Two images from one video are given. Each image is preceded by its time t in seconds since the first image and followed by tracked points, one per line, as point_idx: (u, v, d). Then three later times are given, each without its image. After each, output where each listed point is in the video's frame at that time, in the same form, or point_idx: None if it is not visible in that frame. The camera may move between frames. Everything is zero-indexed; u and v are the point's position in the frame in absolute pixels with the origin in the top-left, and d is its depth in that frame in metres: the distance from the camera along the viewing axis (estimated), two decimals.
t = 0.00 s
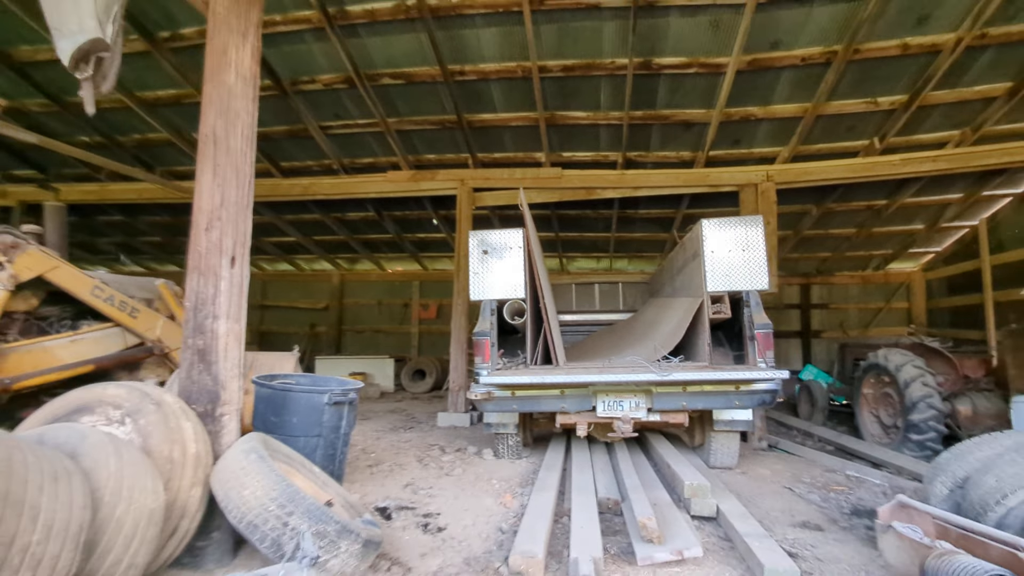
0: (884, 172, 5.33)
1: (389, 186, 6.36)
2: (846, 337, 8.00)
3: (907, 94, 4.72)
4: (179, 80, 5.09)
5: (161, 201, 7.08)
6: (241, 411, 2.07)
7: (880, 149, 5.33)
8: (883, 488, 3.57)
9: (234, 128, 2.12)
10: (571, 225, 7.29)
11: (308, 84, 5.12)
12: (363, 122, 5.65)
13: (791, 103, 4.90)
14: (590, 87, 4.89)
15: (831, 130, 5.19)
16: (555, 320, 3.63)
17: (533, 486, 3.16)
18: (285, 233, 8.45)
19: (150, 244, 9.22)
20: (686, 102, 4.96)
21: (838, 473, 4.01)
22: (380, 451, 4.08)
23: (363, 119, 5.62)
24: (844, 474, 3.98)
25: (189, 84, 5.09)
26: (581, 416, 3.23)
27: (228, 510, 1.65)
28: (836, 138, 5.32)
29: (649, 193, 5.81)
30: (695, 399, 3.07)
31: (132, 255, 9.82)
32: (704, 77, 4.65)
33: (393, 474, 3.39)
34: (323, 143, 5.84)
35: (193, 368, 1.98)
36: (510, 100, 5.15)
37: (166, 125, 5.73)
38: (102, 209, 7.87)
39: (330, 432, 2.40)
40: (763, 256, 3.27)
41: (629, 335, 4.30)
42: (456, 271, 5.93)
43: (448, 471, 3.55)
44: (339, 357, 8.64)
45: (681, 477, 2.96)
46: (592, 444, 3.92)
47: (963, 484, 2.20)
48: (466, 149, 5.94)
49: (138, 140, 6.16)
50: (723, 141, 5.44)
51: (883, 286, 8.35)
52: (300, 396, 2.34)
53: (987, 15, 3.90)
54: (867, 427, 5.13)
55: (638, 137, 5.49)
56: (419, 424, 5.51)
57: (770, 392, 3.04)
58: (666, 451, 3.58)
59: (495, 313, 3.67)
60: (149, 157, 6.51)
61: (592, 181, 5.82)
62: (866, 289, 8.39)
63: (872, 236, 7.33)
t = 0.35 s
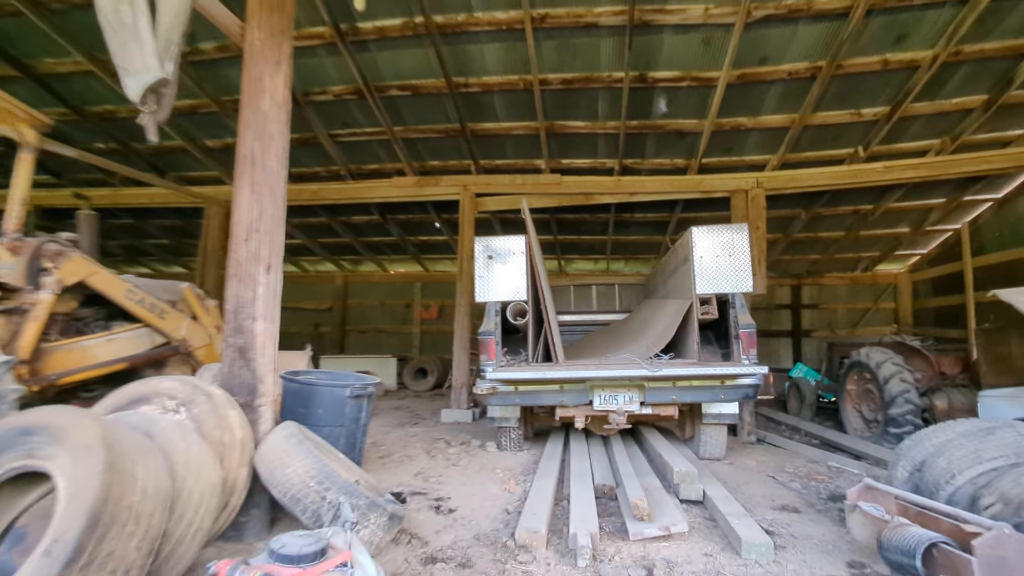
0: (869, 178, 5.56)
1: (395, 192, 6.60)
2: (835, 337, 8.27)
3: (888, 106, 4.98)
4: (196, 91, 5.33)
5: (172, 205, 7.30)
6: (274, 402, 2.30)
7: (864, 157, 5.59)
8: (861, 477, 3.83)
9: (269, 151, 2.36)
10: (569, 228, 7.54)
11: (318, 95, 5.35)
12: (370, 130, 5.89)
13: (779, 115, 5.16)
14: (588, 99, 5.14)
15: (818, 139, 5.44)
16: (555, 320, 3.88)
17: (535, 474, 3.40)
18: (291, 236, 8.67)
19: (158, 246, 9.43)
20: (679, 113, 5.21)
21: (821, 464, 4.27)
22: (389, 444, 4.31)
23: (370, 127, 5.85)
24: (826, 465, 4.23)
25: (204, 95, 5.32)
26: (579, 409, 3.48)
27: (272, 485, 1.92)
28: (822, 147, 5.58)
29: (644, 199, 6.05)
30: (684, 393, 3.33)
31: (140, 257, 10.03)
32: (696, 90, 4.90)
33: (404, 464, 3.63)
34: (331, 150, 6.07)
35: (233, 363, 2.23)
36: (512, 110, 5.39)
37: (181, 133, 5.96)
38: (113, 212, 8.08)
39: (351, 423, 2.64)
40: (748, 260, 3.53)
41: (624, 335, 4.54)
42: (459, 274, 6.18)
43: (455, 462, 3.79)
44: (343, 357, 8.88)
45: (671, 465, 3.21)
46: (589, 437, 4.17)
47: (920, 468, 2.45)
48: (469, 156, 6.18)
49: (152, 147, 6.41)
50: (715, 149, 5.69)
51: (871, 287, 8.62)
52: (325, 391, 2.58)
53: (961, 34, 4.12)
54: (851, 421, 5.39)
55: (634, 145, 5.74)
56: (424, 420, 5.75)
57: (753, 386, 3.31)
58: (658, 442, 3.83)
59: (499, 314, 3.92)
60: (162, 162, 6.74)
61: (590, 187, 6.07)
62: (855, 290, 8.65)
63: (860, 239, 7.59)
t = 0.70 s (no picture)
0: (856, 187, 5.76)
1: (400, 198, 6.86)
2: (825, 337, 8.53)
3: (870, 118, 5.25)
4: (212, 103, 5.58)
5: (184, 210, 7.53)
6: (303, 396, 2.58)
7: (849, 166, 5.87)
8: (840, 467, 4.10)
9: (299, 171, 2.64)
10: (568, 232, 7.80)
11: (329, 107, 5.60)
12: (378, 139, 6.14)
13: (767, 126, 5.42)
14: (585, 111, 5.41)
15: (805, 148, 5.71)
16: (555, 321, 4.15)
17: (536, 464, 3.66)
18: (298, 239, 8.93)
19: (168, 249, 9.66)
20: (672, 124, 5.48)
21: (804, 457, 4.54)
22: (398, 438, 4.58)
23: (377, 136, 6.11)
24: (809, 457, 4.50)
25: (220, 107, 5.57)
26: (576, 404, 3.75)
27: (307, 466, 2.21)
28: (809, 156, 5.85)
29: (640, 205, 6.32)
30: (673, 389, 3.59)
31: (150, 259, 10.26)
32: (688, 103, 5.17)
33: (413, 456, 3.90)
34: (340, 158, 6.33)
35: (268, 360, 2.50)
36: (513, 121, 5.66)
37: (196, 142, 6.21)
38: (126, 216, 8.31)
39: (370, 415, 2.92)
40: (734, 266, 3.81)
41: (619, 335, 4.81)
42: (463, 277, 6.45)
43: (461, 454, 4.06)
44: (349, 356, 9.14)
45: (661, 455, 3.48)
46: (586, 432, 4.44)
47: (881, 455, 2.74)
48: (472, 164, 6.44)
49: (167, 154, 6.64)
50: (707, 157, 5.96)
51: (861, 289, 8.88)
52: (346, 386, 2.87)
53: (933, 53, 4.40)
54: (836, 417, 5.67)
55: (629, 154, 6.01)
56: (428, 417, 6.01)
57: (737, 383, 3.58)
58: (650, 436, 4.10)
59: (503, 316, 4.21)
60: (176, 169, 6.98)
61: (588, 193, 6.34)
62: (845, 292, 8.91)
63: (849, 242, 7.86)
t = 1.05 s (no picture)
0: (840, 192, 6.06)
1: (403, 202, 7.07)
2: (815, 336, 8.79)
3: (853, 128, 5.49)
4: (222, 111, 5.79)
5: (192, 214, 7.73)
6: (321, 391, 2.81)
7: (834, 172, 6.12)
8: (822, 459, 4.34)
9: (316, 184, 2.87)
10: (565, 235, 8.03)
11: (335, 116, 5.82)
12: (382, 146, 6.36)
13: (755, 135, 5.66)
14: (581, 121, 5.65)
15: (792, 156, 5.96)
16: (552, 322, 4.39)
17: (534, 456, 3.90)
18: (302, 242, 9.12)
19: (174, 251, 9.85)
20: (664, 133, 5.72)
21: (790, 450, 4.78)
22: (403, 433, 4.80)
23: (381, 144, 6.32)
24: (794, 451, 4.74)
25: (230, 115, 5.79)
26: (572, 400, 3.99)
27: (329, 453, 2.44)
28: (796, 163, 6.10)
29: (634, 210, 6.56)
30: (663, 385, 3.83)
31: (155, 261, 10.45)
32: (679, 113, 5.41)
33: (419, 449, 4.12)
34: (345, 164, 6.55)
35: (289, 358, 2.73)
36: (512, 129, 5.89)
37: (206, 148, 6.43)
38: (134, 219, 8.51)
39: (381, 410, 3.15)
40: (720, 269, 4.05)
41: (613, 335, 5.05)
42: (463, 279, 6.68)
43: (464, 447, 4.29)
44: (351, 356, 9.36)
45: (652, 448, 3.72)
46: (582, 427, 4.67)
47: (851, 444, 2.98)
48: (472, 170, 6.68)
49: (177, 160, 6.84)
50: (698, 164, 6.20)
51: (850, 290, 9.12)
52: (358, 382, 3.09)
53: (910, 68, 4.65)
54: (821, 414, 5.91)
55: (624, 161, 6.25)
56: (430, 414, 6.24)
57: (722, 379, 3.82)
58: (643, 430, 4.34)
59: (502, 317, 4.45)
60: (184, 174, 7.18)
61: (584, 199, 6.58)
62: (834, 293, 9.15)
63: (837, 245, 8.11)
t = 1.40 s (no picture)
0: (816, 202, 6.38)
1: (399, 208, 7.32)
2: (796, 339, 9.12)
3: (827, 142, 5.81)
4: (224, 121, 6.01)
5: (192, 218, 7.92)
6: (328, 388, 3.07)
7: (810, 183, 6.44)
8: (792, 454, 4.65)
9: (324, 199, 3.12)
10: (556, 240, 8.31)
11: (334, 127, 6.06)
12: (379, 156, 6.61)
13: (735, 147, 5.97)
14: (570, 133, 5.94)
15: (770, 167, 6.27)
16: (541, 324, 4.67)
17: (524, 451, 4.17)
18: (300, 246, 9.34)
19: (172, 254, 10.01)
20: (649, 145, 6.02)
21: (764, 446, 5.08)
22: (400, 430, 5.05)
23: (378, 153, 6.57)
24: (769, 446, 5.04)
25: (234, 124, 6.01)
26: (560, 398, 4.26)
27: (337, 443, 2.70)
28: (774, 174, 6.41)
29: (621, 217, 6.85)
30: (643, 384, 4.12)
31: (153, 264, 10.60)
32: (663, 127, 5.71)
33: (415, 444, 4.38)
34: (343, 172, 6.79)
35: (299, 357, 3.00)
36: (505, 140, 6.16)
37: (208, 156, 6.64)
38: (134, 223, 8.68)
39: (382, 406, 3.40)
40: (697, 276, 4.35)
41: (600, 338, 5.34)
42: (457, 283, 6.94)
43: (458, 443, 4.55)
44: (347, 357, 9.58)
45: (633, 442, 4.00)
46: (569, 424, 4.95)
47: (810, 437, 3.28)
48: (466, 178, 6.94)
49: (179, 166, 7.04)
50: (682, 175, 6.51)
51: (829, 294, 9.46)
52: (360, 381, 3.35)
53: (877, 89, 4.96)
54: (797, 412, 6.23)
55: (611, 170, 6.54)
56: (425, 413, 6.48)
57: (698, 378, 4.11)
58: (626, 427, 4.62)
59: (494, 320, 4.71)
60: (186, 180, 7.38)
61: (573, 206, 6.87)
62: (815, 297, 9.50)
63: (816, 251, 8.45)
